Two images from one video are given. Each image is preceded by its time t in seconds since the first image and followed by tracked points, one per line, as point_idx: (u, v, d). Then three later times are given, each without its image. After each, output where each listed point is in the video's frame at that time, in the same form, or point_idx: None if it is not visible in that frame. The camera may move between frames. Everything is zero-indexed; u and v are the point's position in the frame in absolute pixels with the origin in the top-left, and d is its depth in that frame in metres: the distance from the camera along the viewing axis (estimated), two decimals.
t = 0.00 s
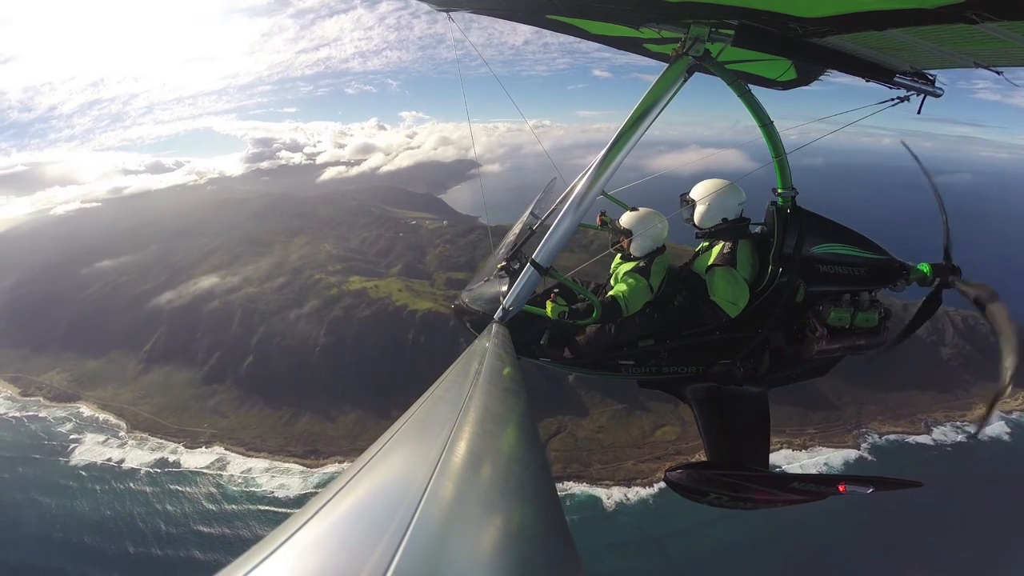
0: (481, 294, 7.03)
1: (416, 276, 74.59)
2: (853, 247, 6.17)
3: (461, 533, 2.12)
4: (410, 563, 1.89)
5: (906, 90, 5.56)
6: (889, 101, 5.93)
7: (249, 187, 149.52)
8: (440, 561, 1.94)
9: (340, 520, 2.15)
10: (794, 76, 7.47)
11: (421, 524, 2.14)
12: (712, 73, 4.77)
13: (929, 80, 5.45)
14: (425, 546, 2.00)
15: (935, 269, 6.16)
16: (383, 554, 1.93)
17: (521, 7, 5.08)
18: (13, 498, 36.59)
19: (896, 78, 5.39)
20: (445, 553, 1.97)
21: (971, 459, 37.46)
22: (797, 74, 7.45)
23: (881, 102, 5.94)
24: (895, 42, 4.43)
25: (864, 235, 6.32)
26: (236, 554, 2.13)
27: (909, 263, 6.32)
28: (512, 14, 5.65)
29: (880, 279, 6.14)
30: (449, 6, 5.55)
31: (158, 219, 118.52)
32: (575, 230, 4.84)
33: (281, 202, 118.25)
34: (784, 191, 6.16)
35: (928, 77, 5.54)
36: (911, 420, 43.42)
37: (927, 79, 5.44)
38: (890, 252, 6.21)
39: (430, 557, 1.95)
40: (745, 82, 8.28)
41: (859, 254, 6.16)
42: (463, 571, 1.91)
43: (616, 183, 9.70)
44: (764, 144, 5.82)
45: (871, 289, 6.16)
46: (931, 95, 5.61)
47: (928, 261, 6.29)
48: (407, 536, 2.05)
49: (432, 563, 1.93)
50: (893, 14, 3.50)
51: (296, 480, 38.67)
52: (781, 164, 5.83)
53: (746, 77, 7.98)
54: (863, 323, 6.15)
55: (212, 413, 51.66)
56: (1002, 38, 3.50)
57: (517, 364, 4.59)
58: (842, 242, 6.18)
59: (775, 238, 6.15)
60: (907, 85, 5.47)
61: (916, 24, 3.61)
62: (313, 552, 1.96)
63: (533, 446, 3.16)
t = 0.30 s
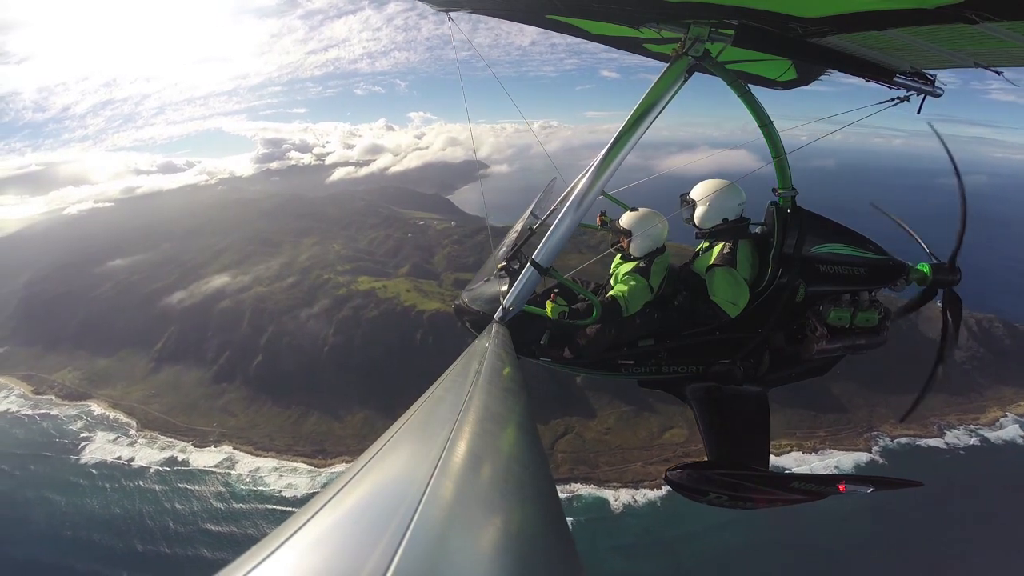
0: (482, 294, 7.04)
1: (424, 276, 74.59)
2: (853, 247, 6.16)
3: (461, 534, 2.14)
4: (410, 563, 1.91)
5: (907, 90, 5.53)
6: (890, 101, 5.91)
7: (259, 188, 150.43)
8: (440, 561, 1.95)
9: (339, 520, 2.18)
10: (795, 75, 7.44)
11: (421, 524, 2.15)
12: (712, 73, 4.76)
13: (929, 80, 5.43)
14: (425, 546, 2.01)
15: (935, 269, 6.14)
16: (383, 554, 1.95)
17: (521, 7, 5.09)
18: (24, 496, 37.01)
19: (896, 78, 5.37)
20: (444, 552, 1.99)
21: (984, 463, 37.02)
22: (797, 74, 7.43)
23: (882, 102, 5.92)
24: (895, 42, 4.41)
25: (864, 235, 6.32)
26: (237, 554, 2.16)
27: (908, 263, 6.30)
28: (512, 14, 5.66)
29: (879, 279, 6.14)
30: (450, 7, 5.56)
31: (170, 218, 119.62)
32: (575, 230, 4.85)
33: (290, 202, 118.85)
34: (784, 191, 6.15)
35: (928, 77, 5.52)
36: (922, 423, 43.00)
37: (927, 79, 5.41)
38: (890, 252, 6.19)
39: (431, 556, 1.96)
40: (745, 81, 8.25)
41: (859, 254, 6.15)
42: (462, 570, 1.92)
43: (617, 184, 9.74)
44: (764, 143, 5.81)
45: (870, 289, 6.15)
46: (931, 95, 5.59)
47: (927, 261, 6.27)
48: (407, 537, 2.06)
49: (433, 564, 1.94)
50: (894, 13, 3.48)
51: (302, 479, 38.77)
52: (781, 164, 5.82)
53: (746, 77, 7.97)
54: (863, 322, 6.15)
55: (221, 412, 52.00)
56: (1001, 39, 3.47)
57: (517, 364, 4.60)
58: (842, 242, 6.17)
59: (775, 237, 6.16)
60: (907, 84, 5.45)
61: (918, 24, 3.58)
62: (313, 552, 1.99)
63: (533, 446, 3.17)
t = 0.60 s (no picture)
0: (481, 294, 7.07)
1: (432, 275, 74.65)
2: (853, 247, 6.18)
3: (460, 533, 2.16)
4: (410, 563, 1.92)
5: (906, 90, 5.53)
6: (889, 101, 5.92)
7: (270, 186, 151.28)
8: (440, 561, 1.96)
9: (338, 520, 2.19)
10: (795, 76, 7.42)
11: (421, 524, 2.16)
12: (712, 73, 4.77)
13: (929, 80, 5.43)
14: (426, 547, 2.02)
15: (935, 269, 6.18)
16: (383, 553, 1.97)
17: (521, 7, 5.10)
18: (34, 491, 37.51)
19: (896, 78, 5.36)
20: (444, 552, 2.01)
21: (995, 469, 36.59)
22: (797, 74, 7.41)
23: (881, 102, 5.93)
24: (895, 42, 4.40)
25: (865, 235, 6.33)
26: (239, 553, 2.18)
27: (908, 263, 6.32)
28: (512, 14, 5.67)
29: (880, 280, 6.15)
30: (450, 7, 5.59)
31: (181, 216, 120.71)
32: (575, 230, 4.87)
33: (300, 201, 119.43)
34: (784, 191, 6.16)
35: (927, 77, 5.51)
36: (932, 427, 42.60)
37: (927, 79, 5.41)
38: (890, 252, 6.20)
39: (431, 556, 1.98)
40: (745, 81, 8.24)
41: (859, 254, 6.16)
42: (462, 570, 1.94)
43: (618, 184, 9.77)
44: (764, 143, 5.81)
45: (871, 289, 6.18)
46: (932, 95, 5.58)
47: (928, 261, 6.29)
48: (408, 537, 2.08)
49: (433, 564, 1.95)
50: (895, 14, 3.47)
51: (308, 477, 38.90)
52: (782, 165, 5.84)
53: (747, 77, 7.95)
54: (863, 323, 6.18)
55: (228, 409, 52.36)
56: (1001, 39, 3.45)
57: (517, 363, 4.62)
58: (843, 243, 6.18)
59: (775, 238, 6.20)
60: (907, 85, 5.44)
61: (917, 24, 3.56)
62: (313, 553, 2.01)
63: (533, 446, 3.19)
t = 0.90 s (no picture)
0: (481, 294, 7.09)
1: (438, 273, 74.65)
2: (853, 248, 6.21)
3: (461, 533, 2.16)
4: (410, 563, 1.93)
5: (906, 90, 5.54)
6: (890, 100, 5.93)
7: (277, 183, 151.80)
8: (439, 561, 1.98)
9: (339, 521, 2.21)
10: (795, 75, 7.42)
11: (420, 524, 2.17)
12: (712, 73, 4.77)
13: (929, 80, 5.44)
14: (426, 545, 2.05)
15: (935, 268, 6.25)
16: (383, 553, 1.99)
17: (520, 7, 5.11)
18: (39, 484, 37.84)
19: (896, 78, 5.37)
20: (444, 552, 2.01)
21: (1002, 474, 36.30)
22: (797, 74, 7.41)
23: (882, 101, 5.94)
24: (895, 42, 4.39)
25: (864, 235, 6.37)
26: (243, 549, 2.21)
27: (907, 264, 6.38)
28: (512, 14, 5.67)
29: (879, 280, 6.18)
30: (450, 6, 5.60)
31: (189, 212, 121.43)
32: (575, 230, 4.88)
33: (307, 198, 119.74)
34: (784, 191, 6.19)
35: (929, 76, 5.52)
36: (939, 430, 42.31)
37: (927, 79, 5.43)
38: (890, 252, 6.23)
39: (432, 555, 1.99)
40: (745, 81, 8.23)
41: (859, 254, 6.19)
42: (462, 569, 1.95)
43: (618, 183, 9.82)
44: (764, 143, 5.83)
45: (871, 289, 6.22)
46: (932, 95, 5.59)
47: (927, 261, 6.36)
48: (408, 536, 2.09)
49: (432, 564, 1.96)
50: (895, 13, 3.46)
51: (311, 473, 39.05)
52: (782, 165, 5.88)
53: (747, 78, 7.94)
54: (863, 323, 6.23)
55: (234, 404, 52.64)
56: (1002, 39, 3.43)
57: (517, 363, 4.63)
58: (842, 243, 6.22)
59: (775, 238, 6.22)
60: (907, 85, 5.46)
61: (917, 24, 3.56)
62: (314, 552, 2.02)
63: (533, 446, 3.20)
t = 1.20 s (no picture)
0: (481, 293, 7.11)
1: (443, 271, 74.70)
2: (852, 247, 6.25)
3: (462, 535, 2.16)
4: (411, 563, 1.94)
5: (907, 89, 5.56)
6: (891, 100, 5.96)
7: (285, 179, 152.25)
8: (441, 562, 1.98)
9: (340, 519, 2.23)
10: (795, 75, 7.42)
11: (419, 525, 2.18)
12: (712, 74, 4.77)
13: (929, 80, 5.46)
14: (427, 543, 2.06)
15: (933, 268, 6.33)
16: (383, 551, 2.00)
17: (520, 8, 5.12)
18: (44, 478, 38.20)
19: (896, 79, 5.39)
20: (445, 553, 2.01)
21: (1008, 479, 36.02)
22: (797, 75, 7.40)
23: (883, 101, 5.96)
24: (895, 43, 4.39)
25: (863, 235, 6.41)
26: (245, 548, 2.23)
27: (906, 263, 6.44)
28: (514, 13, 5.68)
29: (879, 280, 6.23)
30: (450, 7, 5.63)
31: (196, 208, 122.13)
32: (575, 230, 4.89)
33: (314, 195, 120.05)
34: (784, 191, 6.21)
35: (929, 76, 5.52)
36: (945, 435, 42.02)
37: (927, 79, 5.45)
38: (889, 252, 6.29)
39: (432, 555, 2.00)
40: (746, 81, 8.21)
41: (859, 254, 6.25)
42: (463, 571, 1.95)
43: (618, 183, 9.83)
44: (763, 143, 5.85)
45: (870, 289, 6.28)
46: (932, 96, 5.61)
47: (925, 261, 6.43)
48: (407, 537, 2.10)
49: (433, 566, 1.95)
50: (895, 13, 3.45)
51: (315, 470, 39.26)
52: (783, 165, 5.92)
53: (747, 78, 7.92)
54: (863, 322, 6.29)
55: (238, 400, 52.95)
56: (1002, 39, 3.41)
57: (517, 363, 4.66)
58: (842, 243, 6.26)
59: (775, 238, 6.25)
60: (907, 85, 5.49)
61: (918, 24, 3.55)
62: (316, 550, 2.04)
63: (533, 448, 3.22)
